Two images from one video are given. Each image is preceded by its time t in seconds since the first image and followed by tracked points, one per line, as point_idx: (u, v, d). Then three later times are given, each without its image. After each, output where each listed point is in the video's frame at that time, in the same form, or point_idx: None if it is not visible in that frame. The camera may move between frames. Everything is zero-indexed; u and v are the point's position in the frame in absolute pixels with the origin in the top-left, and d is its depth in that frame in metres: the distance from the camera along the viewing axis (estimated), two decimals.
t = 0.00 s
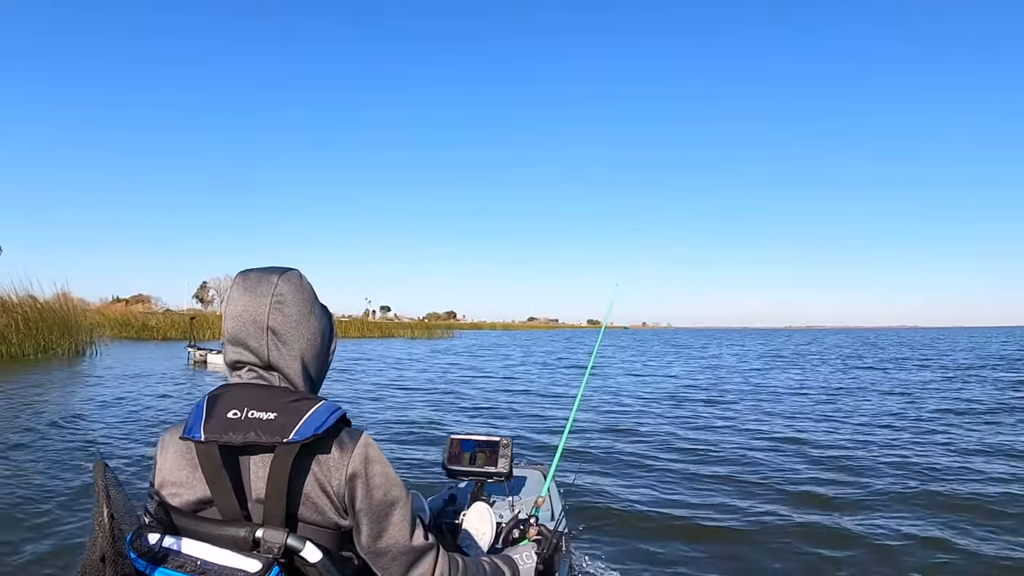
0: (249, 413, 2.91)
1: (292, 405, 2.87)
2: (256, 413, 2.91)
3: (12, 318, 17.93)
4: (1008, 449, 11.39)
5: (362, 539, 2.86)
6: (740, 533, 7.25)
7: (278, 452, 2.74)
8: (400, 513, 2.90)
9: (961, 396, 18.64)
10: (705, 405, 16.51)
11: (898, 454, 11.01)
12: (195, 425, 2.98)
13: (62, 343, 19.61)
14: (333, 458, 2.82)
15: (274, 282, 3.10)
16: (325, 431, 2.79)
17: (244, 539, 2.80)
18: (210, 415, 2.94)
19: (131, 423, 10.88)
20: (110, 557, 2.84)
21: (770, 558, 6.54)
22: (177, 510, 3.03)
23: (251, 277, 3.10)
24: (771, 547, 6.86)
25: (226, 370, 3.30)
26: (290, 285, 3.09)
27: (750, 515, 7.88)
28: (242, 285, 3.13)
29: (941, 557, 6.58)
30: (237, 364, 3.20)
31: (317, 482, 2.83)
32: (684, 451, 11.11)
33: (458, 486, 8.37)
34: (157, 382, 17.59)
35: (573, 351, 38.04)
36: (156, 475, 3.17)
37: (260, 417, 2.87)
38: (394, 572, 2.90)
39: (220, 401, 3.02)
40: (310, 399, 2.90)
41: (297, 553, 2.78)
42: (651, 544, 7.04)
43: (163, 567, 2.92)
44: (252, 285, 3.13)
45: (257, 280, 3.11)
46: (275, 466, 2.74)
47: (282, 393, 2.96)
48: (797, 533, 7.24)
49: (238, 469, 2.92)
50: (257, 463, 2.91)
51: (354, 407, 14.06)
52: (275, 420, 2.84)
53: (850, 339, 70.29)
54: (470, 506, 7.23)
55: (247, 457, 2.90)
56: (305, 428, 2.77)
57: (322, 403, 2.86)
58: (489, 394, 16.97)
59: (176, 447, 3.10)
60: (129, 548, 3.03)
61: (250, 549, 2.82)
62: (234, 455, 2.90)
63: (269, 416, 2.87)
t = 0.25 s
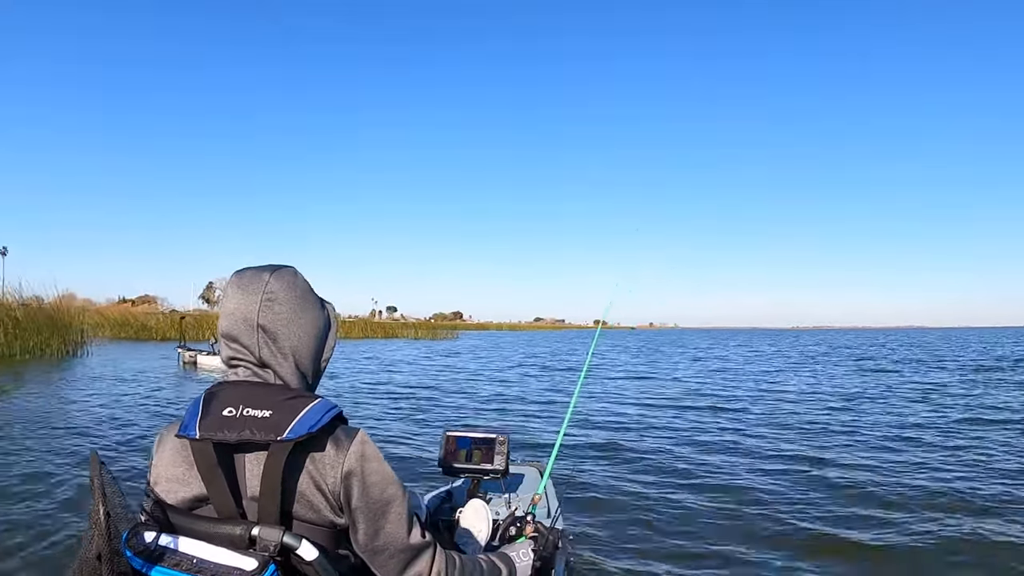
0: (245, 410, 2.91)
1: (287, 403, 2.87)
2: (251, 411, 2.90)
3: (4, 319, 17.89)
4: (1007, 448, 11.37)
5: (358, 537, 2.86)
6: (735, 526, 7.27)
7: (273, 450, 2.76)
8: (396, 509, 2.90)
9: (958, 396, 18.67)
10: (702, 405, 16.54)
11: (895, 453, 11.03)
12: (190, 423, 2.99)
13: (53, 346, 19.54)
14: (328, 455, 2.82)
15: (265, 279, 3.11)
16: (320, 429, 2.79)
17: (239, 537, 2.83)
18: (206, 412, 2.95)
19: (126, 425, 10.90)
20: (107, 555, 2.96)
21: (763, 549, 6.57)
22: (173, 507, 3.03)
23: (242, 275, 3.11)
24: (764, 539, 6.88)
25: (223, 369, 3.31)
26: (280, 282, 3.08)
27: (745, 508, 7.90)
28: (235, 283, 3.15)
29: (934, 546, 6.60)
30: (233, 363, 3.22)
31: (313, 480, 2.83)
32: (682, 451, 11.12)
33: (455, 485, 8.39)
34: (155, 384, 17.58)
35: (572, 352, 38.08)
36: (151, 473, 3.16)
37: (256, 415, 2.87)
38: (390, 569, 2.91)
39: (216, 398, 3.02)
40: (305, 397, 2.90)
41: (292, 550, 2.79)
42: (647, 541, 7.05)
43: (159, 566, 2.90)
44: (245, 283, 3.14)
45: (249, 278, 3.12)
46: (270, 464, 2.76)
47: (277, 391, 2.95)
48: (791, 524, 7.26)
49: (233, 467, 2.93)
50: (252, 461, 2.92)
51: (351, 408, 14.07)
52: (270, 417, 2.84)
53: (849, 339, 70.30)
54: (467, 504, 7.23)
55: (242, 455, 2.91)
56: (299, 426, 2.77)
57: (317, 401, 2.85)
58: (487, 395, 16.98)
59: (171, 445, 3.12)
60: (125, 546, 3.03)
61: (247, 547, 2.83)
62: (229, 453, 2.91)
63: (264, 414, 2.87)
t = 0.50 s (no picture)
0: (238, 406, 2.97)
1: (280, 398, 2.92)
2: (244, 406, 2.96)
3: None
4: (999, 450, 11.45)
5: (352, 531, 2.90)
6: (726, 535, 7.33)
7: (266, 445, 2.81)
8: (391, 504, 2.94)
9: (953, 396, 18.75)
10: (698, 404, 16.59)
11: (889, 453, 11.09)
12: (184, 419, 3.04)
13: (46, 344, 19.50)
14: (322, 450, 2.86)
15: (255, 276, 3.14)
16: (312, 424, 2.84)
17: (234, 533, 2.87)
18: (199, 409, 3.00)
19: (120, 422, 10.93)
20: (103, 552, 3.00)
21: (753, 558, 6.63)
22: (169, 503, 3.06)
23: (233, 272, 3.15)
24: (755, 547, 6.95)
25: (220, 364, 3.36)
26: (270, 279, 3.11)
27: (738, 514, 7.96)
28: (227, 281, 3.19)
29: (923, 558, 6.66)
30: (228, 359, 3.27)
31: (306, 475, 2.88)
32: (677, 451, 11.17)
33: (450, 483, 8.43)
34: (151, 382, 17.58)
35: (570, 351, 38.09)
36: (145, 470, 3.20)
37: (249, 411, 2.92)
38: (385, 564, 2.95)
39: (210, 394, 3.08)
40: (298, 392, 2.95)
41: (287, 546, 2.82)
42: (639, 543, 7.11)
43: (155, 561, 2.94)
44: (236, 280, 3.18)
45: (240, 275, 3.16)
46: (263, 459, 2.81)
47: (270, 386, 3.00)
48: (782, 534, 7.32)
49: (227, 462, 2.98)
50: (246, 457, 2.97)
51: (348, 407, 14.08)
52: (262, 413, 2.89)
53: (847, 340, 70.38)
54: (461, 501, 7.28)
55: (235, 450, 2.97)
56: (291, 421, 2.82)
57: (310, 396, 2.91)
58: (484, 394, 17.01)
59: (166, 440, 3.16)
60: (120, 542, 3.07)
61: (242, 543, 2.87)
62: (223, 449, 2.96)
63: (257, 409, 2.92)
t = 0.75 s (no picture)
0: (234, 407, 2.97)
1: (277, 399, 2.93)
2: (240, 407, 2.96)
3: None
4: (997, 450, 11.45)
5: (349, 532, 2.92)
6: (721, 536, 7.34)
7: (262, 445, 2.81)
8: (388, 505, 2.95)
9: (952, 398, 18.77)
10: (697, 405, 16.58)
11: (887, 456, 11.09)
12: (180, 419, 3.04)
13: (35, 347, 19.44)
14: (318, 451, 2.87)
15: (248, 276, 3.15)
16: (309, 424, 2.84)
17: (231, 534, 2.88)
18: (195, 409, 3.00)
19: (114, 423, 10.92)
20: (99, 552, 3.06)
21: (748, 561, 6.64)
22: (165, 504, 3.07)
23: (226, 274, 3.15)
24: (750, 549, 6.96)
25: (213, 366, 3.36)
26: (263, 279, 3.11)
27: (734, 515, 7.97)
28: (220, 282, 3.19)
29: (917, 561, 6.67)
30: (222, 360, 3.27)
31: (303, 476, 2.89)
32: (674, 452, 11.18)
33: (447, 484, 8.43)
34: (148, 383, 17.55)
35: (568, 351, 38.05)
36: (141, 472, 3.20)
37: (245, 411, 2.93)
38: (382, 564, 2.97)
39: (205, 395, 3.08)
40: (295, 393, 2.96)
41: (284, 547, 2.83)
42: (634, 544, 7.13)
43: (151, 562, 2.93)
44: (229, 281, 3.18)
45: (232, 276, 3.16)
46: (260, 461, 2.81)
47: (266, 387, 3.00)
48: (776, 536, 7.34)
49: (224, 463, 2.99)
50: (242, 457, 2.97)
51: (346, 407, 14.07)
52: (259, 413, 2.89)
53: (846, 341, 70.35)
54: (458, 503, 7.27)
55: (232, 451, 2.97)
56: (289, 421, 2.83)
57: (307, 396, 2.91)
58: (482, 395, 16.99)
59: (162, 440, 3.17)
60: (116, 543, 3.06)
61: (239, 544, 2.88)
62: (219, 449, 2.96)
63: (254, 410, 2.93)
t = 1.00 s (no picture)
0: (229, 411, 2.95)
1: (272, 404, 2.92)
2: (235, 411, 2.94)
3: None
4: (995, 453, 11.42)
5: (343, 537, 2.91)
6: (717, 539, 7.34)
7: (257, 450, 2.80)
8: (384, 510, 2.95)
9: (950, 399, 18.78)
10: (695, 407, 16.57)
11: (885, 458, 11.09)
12: (174, 424, 3.02)
13: (29, 346, 19.41)
14: (314, 455, 2.86)
15: (245, 280, 3.13)
16: (304, 429, 2.83)
17: (224, 538, 2.85)
18: (190, 414, 2.98)
19: (109, 425, 10.90)
20: (92, 557, 3.08)
21: (743, 564, 6.63)
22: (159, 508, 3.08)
23: (223, 278, 3.15)
24: (745, 552, 6.95)
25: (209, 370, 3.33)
26: (260, 282, 3.10)
27: (730, 518, 7.96)
28: (217, 286, 3.18)
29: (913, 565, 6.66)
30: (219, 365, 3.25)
31: (299, 480, 2.88)
32: (671, 454, 11.17)
33: (443, 487, 8.42)
34: (145, 385, 17.50)
35: (567, 352, 38.02)
36: (136, 474, 3.19)
37: (240, 416, 2.91)
38: (376, 570, 2.96)
39: (200, 399, 3.06)
40: (290, 398, 2.94)
41: (278, 552, 2.83)
42: (629, 547, 7.12)
43: (145, 567, 2.92)
44: (226, 285, 3.18)
45: (230, 280, 3.14)
46: (255, 466, 2.80)
47: (261, 392, 2.98)
48: (772, 539, 7.32)
49: (219, 467, 2.98)
50: (237, 462, 2.97)
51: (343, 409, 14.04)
52: (254, 418, 2.88)
53: (845, 341, 70.34)
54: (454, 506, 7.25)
55: (227, 456, 2.96)
56: (284, 427, 2.81)
57: (302, 402, 2.90)
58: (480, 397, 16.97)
59: (156, 444, 3.15)
60: (111, 547, 3.06)
61: (232, 549, 2.85)
62: (214, 454, 2.95)
63: (249, 414, 2.91)
